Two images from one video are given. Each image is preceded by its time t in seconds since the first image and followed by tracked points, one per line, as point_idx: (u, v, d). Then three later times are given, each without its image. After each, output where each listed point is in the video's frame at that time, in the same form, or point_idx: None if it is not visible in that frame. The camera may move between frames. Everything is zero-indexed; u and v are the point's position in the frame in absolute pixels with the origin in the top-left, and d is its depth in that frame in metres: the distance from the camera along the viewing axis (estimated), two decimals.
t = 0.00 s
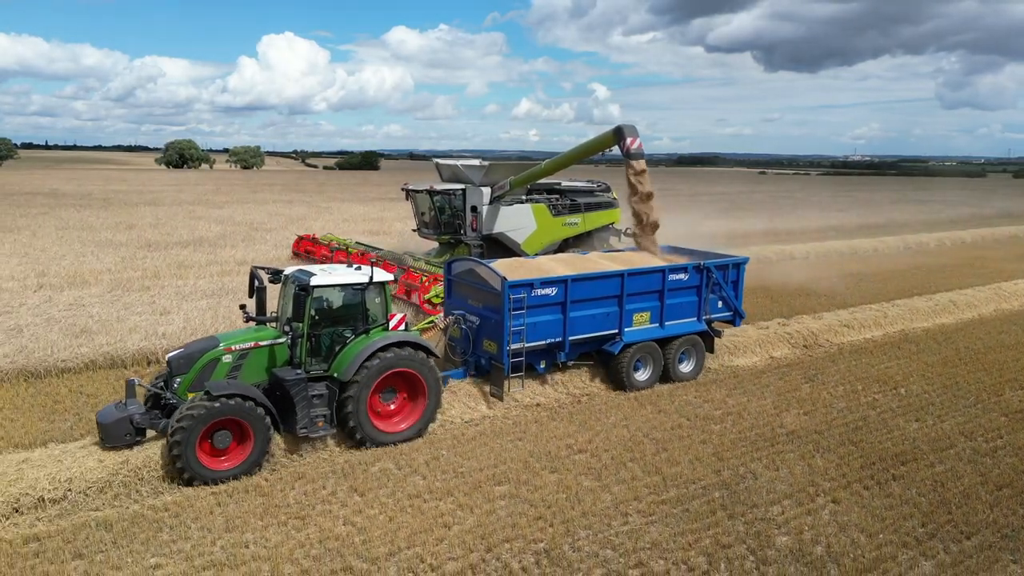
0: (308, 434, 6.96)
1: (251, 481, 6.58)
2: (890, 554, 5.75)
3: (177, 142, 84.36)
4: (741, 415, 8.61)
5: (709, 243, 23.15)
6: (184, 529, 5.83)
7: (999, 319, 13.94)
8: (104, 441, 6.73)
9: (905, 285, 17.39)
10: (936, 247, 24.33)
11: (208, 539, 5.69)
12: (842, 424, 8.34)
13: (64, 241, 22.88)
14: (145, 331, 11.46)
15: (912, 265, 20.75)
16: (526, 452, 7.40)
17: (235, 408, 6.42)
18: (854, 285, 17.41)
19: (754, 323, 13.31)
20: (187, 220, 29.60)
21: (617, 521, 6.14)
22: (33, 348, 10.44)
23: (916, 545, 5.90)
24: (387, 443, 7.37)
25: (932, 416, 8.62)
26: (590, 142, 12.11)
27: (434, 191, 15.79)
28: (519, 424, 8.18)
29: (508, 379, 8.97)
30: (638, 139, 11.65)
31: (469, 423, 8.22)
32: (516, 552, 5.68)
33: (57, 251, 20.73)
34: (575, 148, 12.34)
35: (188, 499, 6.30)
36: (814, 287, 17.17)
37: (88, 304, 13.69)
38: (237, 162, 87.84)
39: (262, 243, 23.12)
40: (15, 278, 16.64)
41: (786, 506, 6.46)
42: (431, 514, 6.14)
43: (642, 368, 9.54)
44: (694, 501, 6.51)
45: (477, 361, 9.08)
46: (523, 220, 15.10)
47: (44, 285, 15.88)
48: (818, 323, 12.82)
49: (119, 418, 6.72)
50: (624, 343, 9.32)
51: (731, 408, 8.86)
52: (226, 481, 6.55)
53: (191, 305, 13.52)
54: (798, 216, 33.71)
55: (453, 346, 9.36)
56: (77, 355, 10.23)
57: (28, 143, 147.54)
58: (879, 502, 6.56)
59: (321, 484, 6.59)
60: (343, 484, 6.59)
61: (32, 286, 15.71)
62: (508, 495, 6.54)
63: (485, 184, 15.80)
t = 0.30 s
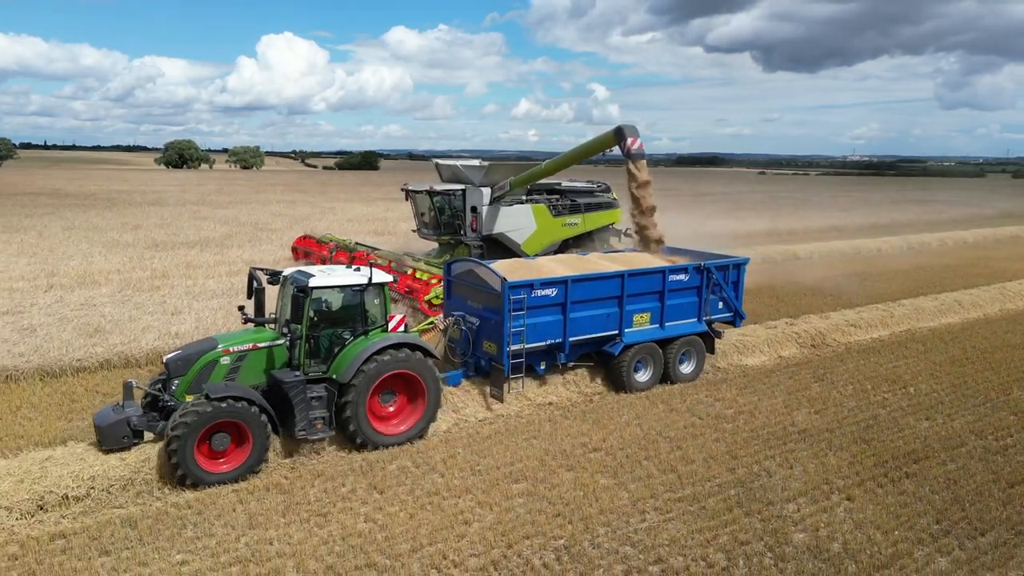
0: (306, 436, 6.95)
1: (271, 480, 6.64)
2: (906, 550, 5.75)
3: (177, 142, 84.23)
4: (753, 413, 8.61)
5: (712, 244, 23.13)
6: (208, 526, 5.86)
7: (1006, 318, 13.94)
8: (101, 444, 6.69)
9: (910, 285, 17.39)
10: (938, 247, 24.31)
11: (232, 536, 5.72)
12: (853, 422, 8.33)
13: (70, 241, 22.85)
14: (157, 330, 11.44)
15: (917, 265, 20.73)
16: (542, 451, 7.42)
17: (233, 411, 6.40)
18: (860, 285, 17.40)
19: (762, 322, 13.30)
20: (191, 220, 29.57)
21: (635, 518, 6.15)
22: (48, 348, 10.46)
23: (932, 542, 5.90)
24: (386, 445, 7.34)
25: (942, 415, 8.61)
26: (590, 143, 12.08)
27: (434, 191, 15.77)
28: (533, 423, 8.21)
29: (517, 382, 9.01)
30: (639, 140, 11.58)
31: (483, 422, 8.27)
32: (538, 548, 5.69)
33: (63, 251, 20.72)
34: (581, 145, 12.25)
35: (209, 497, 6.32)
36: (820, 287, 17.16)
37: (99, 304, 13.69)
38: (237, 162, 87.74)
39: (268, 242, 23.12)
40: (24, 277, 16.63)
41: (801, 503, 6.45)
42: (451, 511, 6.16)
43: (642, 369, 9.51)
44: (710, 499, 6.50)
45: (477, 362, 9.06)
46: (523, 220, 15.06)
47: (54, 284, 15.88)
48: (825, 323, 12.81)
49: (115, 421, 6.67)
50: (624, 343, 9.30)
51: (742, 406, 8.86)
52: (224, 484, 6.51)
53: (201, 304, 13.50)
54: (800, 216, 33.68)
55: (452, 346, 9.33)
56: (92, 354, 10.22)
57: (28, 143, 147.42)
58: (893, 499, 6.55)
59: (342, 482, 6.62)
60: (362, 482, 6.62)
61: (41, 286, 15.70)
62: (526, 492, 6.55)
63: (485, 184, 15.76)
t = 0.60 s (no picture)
0: (306, 438, 6.92)
1: (292, 477, 6.70)
2: (923, 546, 5.77)
3: (177, 142, 84.10)
4: (766, 412, 8.61)
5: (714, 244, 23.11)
6: (232, 522, 5.91)
7: (1012, 318, 13.93)
8: (100, 446, 6.66)
9: (915, 285, 17.37)
10: (941, 247, 24.28)
11: (256, 532, 5.77)
12: (865, 420, 8.33)
13: (75, 241, 22.83)
14: (169, 330, 11.45)
15: (921, 265, 20.71)
16: (558, 448, 7.46)
17: (233, 413, 6.37)
18: (865, 285, 17.38)
19: (770, 322, 13.30)
20: (195, 220, 29.54)
21: (654, 515, 6.16)
22: (63, 347, 10.46)
23: (948, 538, 5.91)
24: (387, 447, 7.30)
25: (953, 413, 8.60)
26: (591, 142, 12.07)
27: (434, 191, 15.77)
28: (548, 421, 8.26)
29: (527, 382, 9.05)
30: (639, 140, 11.58)
31: (498, 420, 8.33)
32: (559, 544, 5.71)
33: (70, 251, 20.71)
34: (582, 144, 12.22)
35: (231, 493, 6.37)
36: (825, 287, 17.15)
37: (110, 303, 13.69)
38: (238, 162, 87.65)
39: (273, 242, 23.08)
40: (33, 277, 16.63)
41: (817, 500, 6.45)
42: (471, 508, 6.19)
43: (643, 370, 9.48)
44: (727, 496, 6.51)
45: (477, 363, 9.02)
46: (523, 220, 15.04)
47: (64, 284, 15.87)
48: (833, 322, 12.80)
49: (115, 422, 6.65)
50: (624, 344, 9.27)
51: (754, 404, 8.87)
52: (224, 487, 6.48)
53: (211, 304, 13.53)
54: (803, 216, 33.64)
55: (452, 347, 9.31)
56: (107, 353, 10.23)
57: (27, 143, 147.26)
58: (908, 496, 6.56)
59: (363, 479, 6.67)
60: (382, 480, 6.66)
61: (51, 285, 15.70)
62: (545, 489, 6.57)
63: (485, 184, 15.74)
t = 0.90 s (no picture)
0: (305, 438, 6.91)
1: (312, 472, 6.79)
2: (938, 540, 5.85)
3: (177, 142, 83.98)
4: (778, 409, 8.68)
5: (717, 244, 23.11)
6: (257, 516, 5.99)
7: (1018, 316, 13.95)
8: (98, 446, 6.64)
9: (920, 284, 17.36)
10: (943, 246, 24.27)
11: (281, 526, 5.85)
12: (875, 418, 8.39)
13: (81, 240, 22.82)
14: (182, 329, 11.47)
15: (926, 264, 20.69)
16: (573, 445, 7.55)
17: (233, 412, 6.34)
18: (870, 284, 17.40)
19: (777, 320, 13.36)
20: (199, 220, 29.52)
21: (671, 509, 6.24)
22: (79, 345, 10.49)
23: (962, 532, 5.99)
24: (387, 447, 7.28)
25: (963, 410, 8.64)
26: (592, 142, 12.05)
27: (435, 191, 15.76)
28: (560, 418, 8.34)
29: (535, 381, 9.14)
30: (642, 139, 11.54)
31: (512, 418, 8.41)
32: (579, 538, 5.79)
33: (76, 251, 20.70)
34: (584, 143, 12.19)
35: (254, 489, 6.46)
36: (830, 286, 17.17)
37: (121, 302, 13.71)
38: (238, 163, 87.57)
39: (276, 241, 23.09)
40: (44, 276, 16.66)
41: (832, 495, 6.52)
42: (491, 503, 6.28)
43: (644, 370, 9.47)
44: (742, 491, 6.59)
45: (477, 363, 9.01)
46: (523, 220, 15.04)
47: (74, 283, 15.89)
48: (840, 320, 12.82)
49: (114, 422, 6.64)
50: (625, 344, 9.26)
51: (765, 402, 8.94)
52: (224, 487, 6.46)
53: (222, 302, 13.57)
54: (805, 216, 33.62)
55: (452, 347, 9.30)
56: (122, 351, 10.28)
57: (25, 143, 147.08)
58: (921, 491, 6.63)
59: (382, 475, 6.76)
60: (401, 475, 6.76)
61: (62, 284, 15.71)
62: (562, 485, 6.66)
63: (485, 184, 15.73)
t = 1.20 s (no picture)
0: (304, 439, 6.88)
1: (331, 469, 6.88)
2: (951, 535, 5.89)
3: (177, 142, 83.90)
4: (788, 407, 8.74)
5: (719, 244, 23.10)
6: (279, 512, 6.08)
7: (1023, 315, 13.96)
8: (97, 447, 6.61)
9: (925, 284, 17.35)
10: (946, 246, 24.27)
11: (303, 521, 5.94)
12: (885, 416, 8.43)
13: (89, 240, 22.82)
14: (194, 327, 11.50)
15: (930, 264, 20.69)
16: (587, 441, 7.63)
17: (234, 413, 6.33)
18: (875, 284, 17.40)
19: (784, 319, 13.39)
20: (205, 220, 29.54)
21: (687, 506, 6.30)
22: (92, 343, 10.51)
23: (975, 528, 6.04)
24: (387, 447, 7.26)
25: (972, 409, 8.67)
26: (593, 142, 12.04)
27: (435, 191, 15.75)
28: (573, 416, 8.42)
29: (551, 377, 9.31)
30: (643, 138, 11.53)
31: (525, 415, 8.49)
32: (597, 533, 5.85)
33: (84, 250, 20.70)
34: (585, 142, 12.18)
35: (275, 485, 6.55)
36: (834, 285, 17.18)
37: (132, 300, 13.74)
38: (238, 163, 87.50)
39: (279, 241, 23.07)
40: (55, 275, 16.69)
41: (845, 492, 6.57)
42: (509, 499, 6.35)
43: (645, 371, 9.45)
44: (757, 488, 6.64)
45: (477, 363, 8.98)
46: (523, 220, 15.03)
47: (84, 282, 15.92)
48: (847, 319, 12.83)
49: (112, 424, 6.60)
50: (626, 345, 9.24)
51: (776, 400, 8.99)
52: (223, 488, 6.46)
53: (232, 301, 13.60)
54: (807, 216, 33.59)
55: (452, 347, 9.28)
56: (136, 348, 10.32)
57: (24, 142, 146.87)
58: (933, 488, 6.68)
59: (400, 472, 6.85)
60: (419, 471, 6.85)
61: (72, 283, 15.74)
62: (579, 481, 6.73)
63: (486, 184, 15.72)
